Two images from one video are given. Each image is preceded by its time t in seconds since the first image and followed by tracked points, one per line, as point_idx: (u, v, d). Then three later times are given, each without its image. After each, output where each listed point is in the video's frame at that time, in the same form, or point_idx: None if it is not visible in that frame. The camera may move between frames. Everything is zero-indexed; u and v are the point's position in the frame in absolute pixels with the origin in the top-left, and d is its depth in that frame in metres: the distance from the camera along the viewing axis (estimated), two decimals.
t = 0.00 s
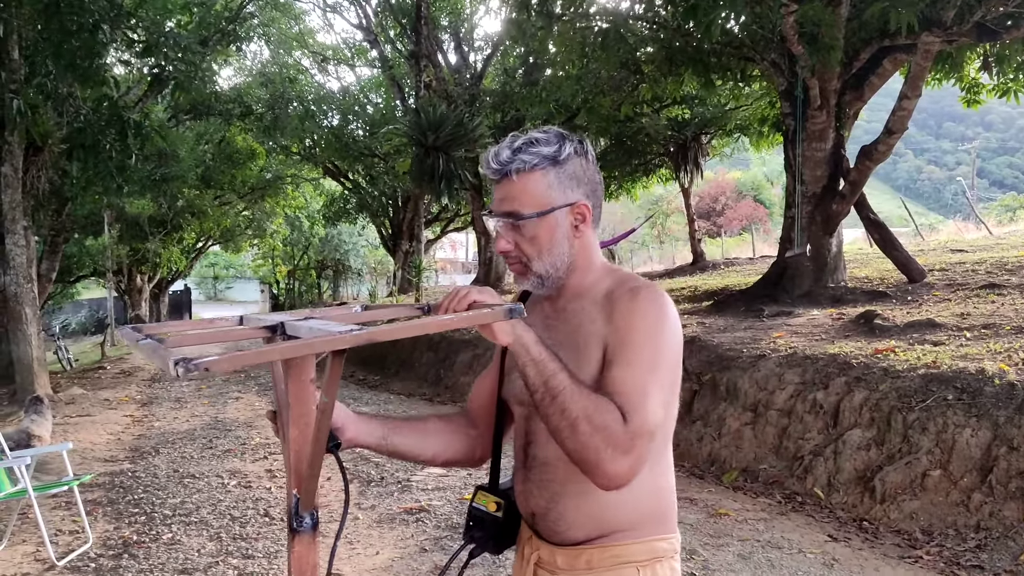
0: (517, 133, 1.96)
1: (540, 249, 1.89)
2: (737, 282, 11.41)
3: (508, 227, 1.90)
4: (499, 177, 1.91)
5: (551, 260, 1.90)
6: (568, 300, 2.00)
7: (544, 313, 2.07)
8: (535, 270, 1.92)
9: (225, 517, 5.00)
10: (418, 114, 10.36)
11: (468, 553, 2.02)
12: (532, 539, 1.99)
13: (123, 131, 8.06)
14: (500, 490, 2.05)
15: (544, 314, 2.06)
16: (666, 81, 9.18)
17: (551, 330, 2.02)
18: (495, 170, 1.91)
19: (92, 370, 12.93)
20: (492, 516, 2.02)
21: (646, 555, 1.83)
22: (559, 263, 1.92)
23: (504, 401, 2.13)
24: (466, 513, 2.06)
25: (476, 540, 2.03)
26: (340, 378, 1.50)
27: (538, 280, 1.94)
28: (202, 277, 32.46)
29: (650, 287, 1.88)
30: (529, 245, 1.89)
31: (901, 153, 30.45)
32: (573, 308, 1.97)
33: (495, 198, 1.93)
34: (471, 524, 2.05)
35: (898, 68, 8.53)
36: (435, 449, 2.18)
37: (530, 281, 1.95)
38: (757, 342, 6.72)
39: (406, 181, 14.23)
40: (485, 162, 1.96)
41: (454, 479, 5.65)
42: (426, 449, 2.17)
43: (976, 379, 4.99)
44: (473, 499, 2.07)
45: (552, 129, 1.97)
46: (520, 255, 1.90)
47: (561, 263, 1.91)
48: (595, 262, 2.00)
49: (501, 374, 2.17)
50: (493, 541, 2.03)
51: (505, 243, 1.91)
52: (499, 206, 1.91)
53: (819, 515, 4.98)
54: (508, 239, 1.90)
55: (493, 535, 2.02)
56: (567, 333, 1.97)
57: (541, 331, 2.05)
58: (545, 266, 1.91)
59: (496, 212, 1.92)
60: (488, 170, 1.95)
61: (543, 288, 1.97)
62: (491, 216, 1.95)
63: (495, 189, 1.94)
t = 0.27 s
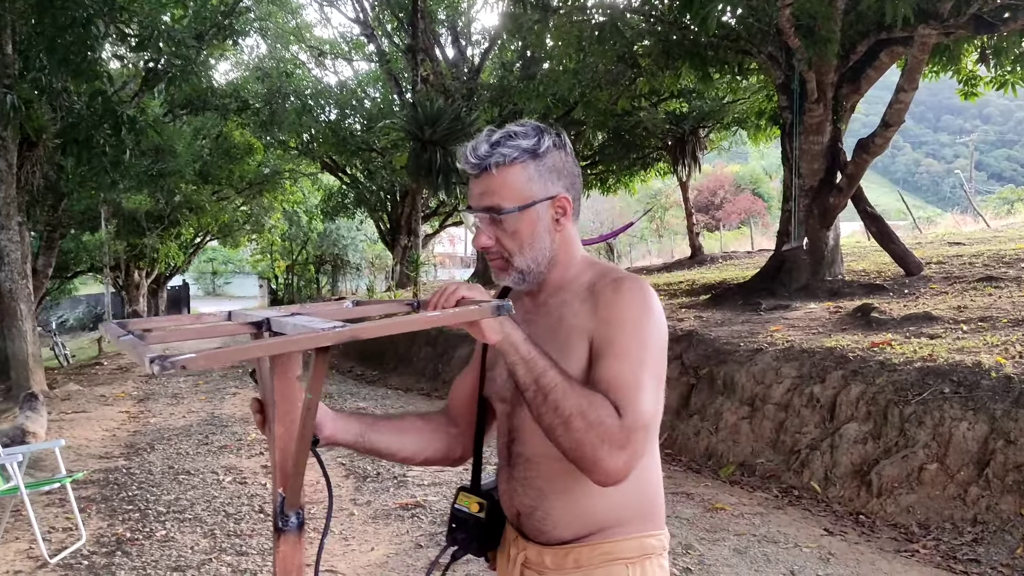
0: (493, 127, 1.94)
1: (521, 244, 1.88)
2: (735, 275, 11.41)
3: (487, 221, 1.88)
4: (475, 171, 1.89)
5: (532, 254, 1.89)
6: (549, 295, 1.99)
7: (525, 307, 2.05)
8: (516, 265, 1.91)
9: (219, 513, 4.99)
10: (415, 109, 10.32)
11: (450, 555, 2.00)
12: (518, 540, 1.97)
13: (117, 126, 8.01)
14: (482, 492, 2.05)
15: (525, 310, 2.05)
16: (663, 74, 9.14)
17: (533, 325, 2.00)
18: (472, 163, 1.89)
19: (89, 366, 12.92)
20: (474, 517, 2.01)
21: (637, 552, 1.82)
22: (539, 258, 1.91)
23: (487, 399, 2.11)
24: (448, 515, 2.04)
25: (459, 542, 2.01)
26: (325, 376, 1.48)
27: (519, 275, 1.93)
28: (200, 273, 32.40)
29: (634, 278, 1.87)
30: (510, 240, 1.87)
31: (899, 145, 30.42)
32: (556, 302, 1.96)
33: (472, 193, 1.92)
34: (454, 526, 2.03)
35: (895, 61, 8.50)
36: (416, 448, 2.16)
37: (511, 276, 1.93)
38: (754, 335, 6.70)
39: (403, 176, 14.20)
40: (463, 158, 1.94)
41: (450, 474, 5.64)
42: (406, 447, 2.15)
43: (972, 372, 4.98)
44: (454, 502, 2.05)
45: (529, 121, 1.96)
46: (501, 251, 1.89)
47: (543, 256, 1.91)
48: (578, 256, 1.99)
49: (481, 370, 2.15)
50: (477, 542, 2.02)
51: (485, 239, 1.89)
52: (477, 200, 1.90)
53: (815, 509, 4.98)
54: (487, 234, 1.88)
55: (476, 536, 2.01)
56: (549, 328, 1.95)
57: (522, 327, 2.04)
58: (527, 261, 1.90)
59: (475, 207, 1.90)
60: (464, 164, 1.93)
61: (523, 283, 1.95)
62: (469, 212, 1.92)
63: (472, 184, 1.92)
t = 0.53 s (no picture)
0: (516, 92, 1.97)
1: (544, 205, 1.88)
2: (730, 267, 11.40)
3: (511, 176, 1.86)
4: (507, 123, 1.88)
5: (548, 220, 1.90)
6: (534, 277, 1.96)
7: (507, 290, 2.03)
8: (531, 230, 1.90)
9: (212, 506, 4.98)
10: (410, 100, 10.27)
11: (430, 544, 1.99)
12: (496, 535, 1.95)
13: (109, 117, 7.95)
14: (465, 480, 2.04)
15: (508, 291, 2.02)
16: (659, 65, 9.11)
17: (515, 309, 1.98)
18: (507, 115, 1.87)
19: (83, 359, 12.87)
20: (456, 507, 2.01)
21: (615, 547, 1.80)
22: (551, 227, 1.92)
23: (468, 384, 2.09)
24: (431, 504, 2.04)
25: (439, 531, 2.01)
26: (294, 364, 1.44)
27: (525, 244, 1.91)
28: (196, 266, 32.31)
29: (618, 265, 1.83)
30: (533, 200, 1.87)
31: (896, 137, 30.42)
32: (536, 287, 1.93)
33: (495, 147, 1.89)
34: (435, 515, 2.02)
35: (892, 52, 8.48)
36: (399, 438, 2.15)
37: (517, 243, 1.91)
38: (749, 327, 6.70)
39: (399, 168, 14.15)
40: (486, 109, 1.91)
41: (445, 466, 5.63)
42: (390, 438, 2.14)
43: (967, 362, 4.98)
44: (438, 490, 2.05)
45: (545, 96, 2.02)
46: (521, 210, 1.88)
47: (553, 229, 1.91)
48: (571, 237, 1.98)
49: (463, 354, 2.13)
50: (458, 533, 2.01)
51: (506, 194, 1.86)
52: (502, 153, 1.87)
53: (810, 499, 4.99)
54: (510, 190, 1.86)
55: (457, 526, 2.00)
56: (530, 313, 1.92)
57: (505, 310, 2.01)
58: (542, 227, 1.90)
59: (498, 160, 1.87)
60: (491, 117, 1.90)
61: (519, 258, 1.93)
62: (485, 165, 1.89)
63: (492, 139, 1.90)
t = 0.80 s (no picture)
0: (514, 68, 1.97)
1: (537, 183, 1.88)
2: (725, 259, 11.39)
3: (506, 152, 1.86)
4: (505, 97, 1.87)
5: (539, 201, 1.90)
6: (515, 262, 1.94)
7: (489, 274, 2.01)
8: (521, 208, 1.89)
9: (203, 497, 4.96)
10: (404, 90, 10.21)
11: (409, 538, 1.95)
12: (481, 526, 1.93)
13: (100, 106, 7.87)
14: (445, 471, 2.00)
15: (490, 275, 2.00)
16: (655, 55, 9.07)
17: (495, 293, 1.95)
18: (506, 88, 1.87)
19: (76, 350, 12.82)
20: (438, 498, 1.96)
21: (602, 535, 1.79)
22: (543, 208, 1.92)
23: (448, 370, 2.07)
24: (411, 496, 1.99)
25: (418, 524, 1.96)
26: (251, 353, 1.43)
27: (513, 223, 1.89)
28: (191, 257, 32.23)
29: (598, 249, 1.81)
30: (527, 178, 1.87)
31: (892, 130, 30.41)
32: (518, 271, 1.92)
33: (492, 120, 1.88)
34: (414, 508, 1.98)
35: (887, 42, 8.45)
36: (384, 425, 2.13)
37: (507, 221, 1.89)
38: (744, 318, 6.69)
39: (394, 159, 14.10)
40: (485, 80, 1.90)
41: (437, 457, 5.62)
42: (375, 424, 2.12)
43: (960, 353, 4.98)
44: (418, 482, 2.00)
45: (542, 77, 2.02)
46: (514, 187, 1.88)
47: (543, 210, 1.91)
48: (558, 220, 1.97)
49: (448, 339, 2.12)
50: (439, 526, 1.96)
51: (501, 169, 1.86)
52: (498, 127, 1.87)
53: (802, 490, 4.99)
54: (505, 166, 1.86)
55: (438, 518, 1.95)
56: (510, 297, 1.90)
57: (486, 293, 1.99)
58: (533, 208, 1.90)
59: (495, 134, 1.86)
60: (489, 89, 1.89)
61: (506, 238, 1.91)
62: (481, 137, 1.87)
63: (488, 112, 1.89)
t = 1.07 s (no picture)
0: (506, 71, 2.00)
1: (532, 178, 1.88)
2: (717, 251, 11.39)
3: (504, 146, 1.86)
4: (502, 95, 1.89)
5: (532, 196, 1.90)
6: (502, 255, 1.93)
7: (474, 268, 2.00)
8: (515, 201, 1.89)
9: (191, 489, 4.95)
10: (396, 82, 10.16)
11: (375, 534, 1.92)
12: (460, 518, 1.89)
13: (88, 96, 7.80)
14: (413, 469, 1.98)
15: (476, 268, 1.98)
16: (647, 47, 9.04)
17: (483, 285, 1.93)
18: (503, 87, 1.89)
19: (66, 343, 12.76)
20: (403, 495, 1.93)
21: (590, 525, 1.80)
22: (534, 203, 1.92)
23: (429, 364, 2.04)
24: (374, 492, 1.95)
25: (385, 520, 1.93)
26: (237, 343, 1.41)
27: (508, 215, 1.88)
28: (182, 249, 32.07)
29: (589, 243, 1.85)
30: (524, 172, 1.87)
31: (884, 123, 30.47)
32: (509, 263, 1.90)
33: (489, 116, 1.89)
34: (380, 503, 1.93)
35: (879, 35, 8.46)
36: (362, 427, 2.11)
37: (502, 213, 1.88)
38: (735, 311, 6.70)
39: (386, 151, 14.05)
40: (483, 78, 1.92)
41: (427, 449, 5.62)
42: (353, 426, 2.09)
43: (949, 346, 5.01)
44: (380, 479, 1.96)
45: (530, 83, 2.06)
46: (511, 181, 1.87)
47: (535, 206, 1.92)
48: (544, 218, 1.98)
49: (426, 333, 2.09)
50: (405, 521, 1.93)
51: (499, 163, 1.85)
52: (496, 122, 1.87)
53: (791, 482, 5.01)
54: (503, 160, 1.85)
55: (405, 513, 1.93)
56: (500, 288, 1.88)
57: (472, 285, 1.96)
58: (526, 201, 1.90)
59: (493, 129, 1.87)
60: (486, 88, 1.91)
61: (498, 231, 1.90)
62: (479, 131, 1.87)
63: (485, 109, 1.90)
